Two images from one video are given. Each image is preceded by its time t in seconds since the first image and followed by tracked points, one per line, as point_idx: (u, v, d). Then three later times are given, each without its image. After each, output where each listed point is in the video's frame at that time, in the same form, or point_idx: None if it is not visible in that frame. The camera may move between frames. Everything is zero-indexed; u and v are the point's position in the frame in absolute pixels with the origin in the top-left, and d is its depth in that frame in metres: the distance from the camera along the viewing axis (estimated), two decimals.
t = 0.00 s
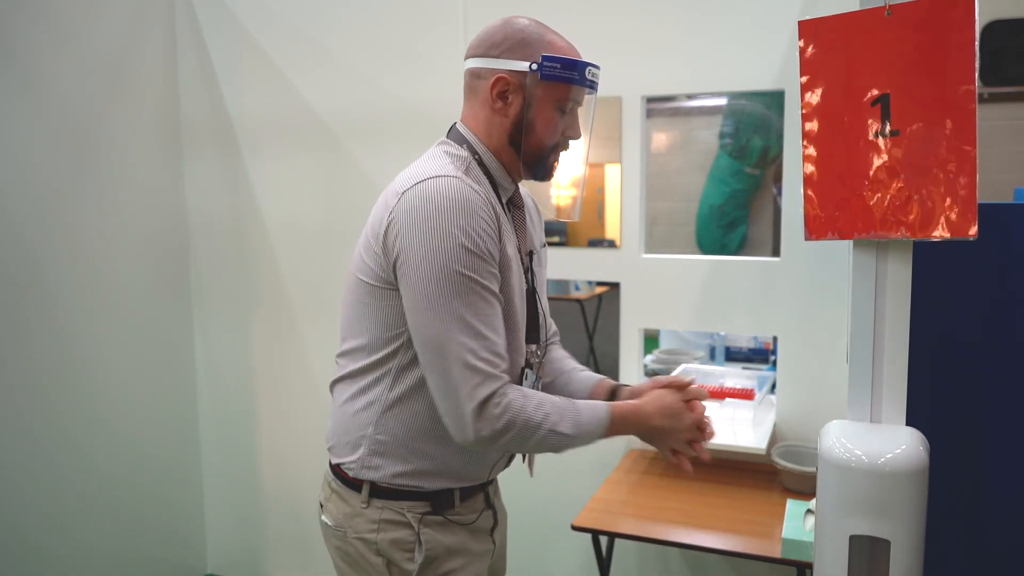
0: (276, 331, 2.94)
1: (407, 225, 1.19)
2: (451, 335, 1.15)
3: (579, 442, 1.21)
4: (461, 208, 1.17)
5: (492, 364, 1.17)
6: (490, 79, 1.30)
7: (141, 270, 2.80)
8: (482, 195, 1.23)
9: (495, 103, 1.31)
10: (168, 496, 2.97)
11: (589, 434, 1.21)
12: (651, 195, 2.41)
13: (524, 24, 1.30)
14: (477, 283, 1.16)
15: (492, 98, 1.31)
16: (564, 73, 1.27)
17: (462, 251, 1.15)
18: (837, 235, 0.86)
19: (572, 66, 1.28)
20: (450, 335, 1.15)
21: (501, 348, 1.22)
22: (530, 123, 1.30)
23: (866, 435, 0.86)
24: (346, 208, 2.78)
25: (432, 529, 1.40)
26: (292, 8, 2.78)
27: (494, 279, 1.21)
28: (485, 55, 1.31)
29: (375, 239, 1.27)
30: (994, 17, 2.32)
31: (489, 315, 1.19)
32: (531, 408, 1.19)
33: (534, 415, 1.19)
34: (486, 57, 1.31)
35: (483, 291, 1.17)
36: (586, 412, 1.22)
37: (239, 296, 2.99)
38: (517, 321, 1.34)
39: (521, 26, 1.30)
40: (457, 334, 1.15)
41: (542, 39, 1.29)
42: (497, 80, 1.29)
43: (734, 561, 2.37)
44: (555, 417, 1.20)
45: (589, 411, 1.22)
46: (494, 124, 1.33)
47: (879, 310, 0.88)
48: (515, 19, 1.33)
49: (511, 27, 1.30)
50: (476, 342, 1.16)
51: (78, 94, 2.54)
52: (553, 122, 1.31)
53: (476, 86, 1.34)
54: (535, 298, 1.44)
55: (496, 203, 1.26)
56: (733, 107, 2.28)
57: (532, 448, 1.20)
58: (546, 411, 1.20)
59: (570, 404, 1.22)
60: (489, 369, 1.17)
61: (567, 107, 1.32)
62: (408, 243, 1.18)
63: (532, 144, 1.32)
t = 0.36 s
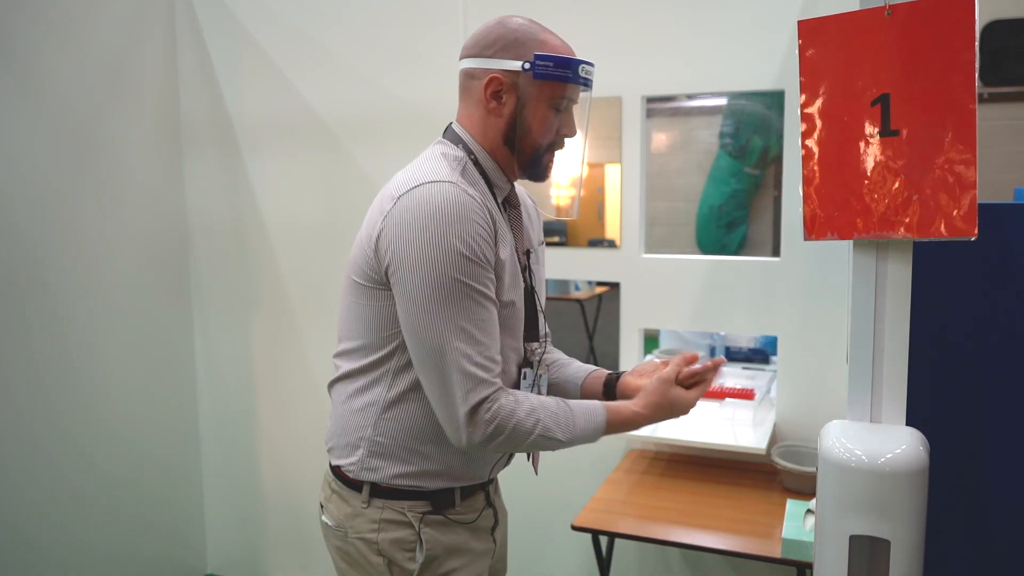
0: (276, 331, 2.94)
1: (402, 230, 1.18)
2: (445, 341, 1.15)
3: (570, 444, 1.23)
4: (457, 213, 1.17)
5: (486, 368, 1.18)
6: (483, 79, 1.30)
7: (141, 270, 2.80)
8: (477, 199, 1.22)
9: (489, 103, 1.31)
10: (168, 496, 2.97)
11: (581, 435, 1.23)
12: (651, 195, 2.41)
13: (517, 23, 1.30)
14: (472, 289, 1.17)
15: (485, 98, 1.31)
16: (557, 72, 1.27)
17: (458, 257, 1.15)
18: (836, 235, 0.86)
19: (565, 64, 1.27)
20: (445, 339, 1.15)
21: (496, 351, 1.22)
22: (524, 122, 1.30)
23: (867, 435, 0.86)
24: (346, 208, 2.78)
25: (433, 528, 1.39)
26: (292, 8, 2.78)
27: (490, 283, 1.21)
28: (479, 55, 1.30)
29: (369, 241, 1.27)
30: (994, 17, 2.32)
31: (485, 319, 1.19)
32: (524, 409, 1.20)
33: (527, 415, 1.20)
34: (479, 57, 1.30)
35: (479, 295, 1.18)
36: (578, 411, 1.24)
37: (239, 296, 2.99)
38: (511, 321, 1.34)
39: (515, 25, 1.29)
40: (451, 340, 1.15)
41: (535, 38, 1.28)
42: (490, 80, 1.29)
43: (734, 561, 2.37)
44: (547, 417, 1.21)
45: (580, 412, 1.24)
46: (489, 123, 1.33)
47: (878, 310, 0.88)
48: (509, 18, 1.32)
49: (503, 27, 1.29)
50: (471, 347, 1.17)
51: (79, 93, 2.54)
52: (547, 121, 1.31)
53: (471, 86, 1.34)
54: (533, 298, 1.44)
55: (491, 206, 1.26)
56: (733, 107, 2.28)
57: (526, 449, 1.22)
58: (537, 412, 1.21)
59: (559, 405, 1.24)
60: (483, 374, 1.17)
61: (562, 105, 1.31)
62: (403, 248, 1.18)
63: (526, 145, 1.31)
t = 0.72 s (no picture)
0: (276, 331, 2.94)
1: (385, 229, 1.18)
2: (430, 338, 1.16)
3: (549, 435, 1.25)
4: (439, 213, 1.17)
5: (471, 366, 1.19)
6: (464, 81, 1.30)
7: (141, 271, 2.80)
8: (462, 200, 1.23)
9: (472, 105, 1.31)
10: (168, 496, 2.97)
11: (561, 428, 1.25)
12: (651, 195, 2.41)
13: (493, 25, 1.30)
14: (456, 286, 1.17)
15: (467, 100, 1.31)
16: (537, 69, 1.27)
17: (440, 255, 1.16)
18: (836, 235, 0.86)
19: (543, 61, 1.27)
20: (429, 338, 1.16)
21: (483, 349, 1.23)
22: (508, 121, 1.31)
23: (867, 435, 0.86)
24: (346, 208, 2.78)
25: (427, 526, 1.39)
26: (292, 8, 2.78)
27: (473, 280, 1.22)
28: (458, 58, 1.30)
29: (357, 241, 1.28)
30: (994, 17, 2.32)
31: (470, 318, 1.19)
32: (506, 404, 1.21)
33: (510, 412, 1.21)
34: (457, 61, 1.30)
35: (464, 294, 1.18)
36: (560, 405, 1.25)
37: (240, 296, 2.99)
38: (501, 319, 1.35)
39: (491, 27, 1.30)
40: (436, 339, 1.16)
41: (512, 38, 1.29)
42: (471, 82, 1.29)
43: (734, 562, 2.37)
44: (528, 413, 1.22)
45: (559, 405, 1.25)
46: (472, 124, 1.33)
47: (878, 311, 0.89)
48: (485, 20, 1.32)
49: (480, 30, 1.30)
50: (456, 345, 1.17)
51: (79, 94, 2.55)
52: (530, 118, 1.31)
53: (452, 90, 1.33)
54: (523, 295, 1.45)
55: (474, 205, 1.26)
56: (733, 107, 2.27)
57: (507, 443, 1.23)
58: (520, 407, 1.22)
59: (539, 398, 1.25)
60: (467, 371, 1.18)
61: (544, 101, 1.31)
62: (387, 247, 1.18)
63: (512, 143, 1.31)
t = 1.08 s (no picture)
0: (276, 331, 2.94)
1: (342, 224, 1.32)
2: (377, 320, 1.27)
3: (497, 412, 1.32)
4: (386, 208, 1.29)
5: (417, 344, 1.28)
6: (433, 95, 1.40)
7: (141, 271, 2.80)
8: (412, 196, 1.34)
9: (439, 117, 1.41)
10: (168, 496, 2.97)
11: (507, 404, 1.31)
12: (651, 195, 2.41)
13: (460, 43, 1.39)
14: (402, 272, 1.28)
15: (436, 111, 1.41)
16: (496, 84, 1.35)
17: (385, 244, 1.27)
18: (836, 235, 0.86)
19: (503, 75, 1.35)
20: (375, 319, 1.27)
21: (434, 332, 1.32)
22: (471, 131, 1.39)
23: (867, 435, 0.86)
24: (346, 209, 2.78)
25: (400, 499, 1.45)
26: (292, 8, 2.78)
27: (425, 268, 1.32)
28: (428, 74, 1.40)
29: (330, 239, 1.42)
30: (993, 17, 2.32)
31: (418, 301, 1.30)
32: (452, 380, 1.29)
33: (455, 387, 1.29)
34: (427, 77, 1.40)
35: (410, 279, 1.28)
36: (506, 383, 1.32)
37: (239, 296, 2.99)
38: (465, 307, 1.43)
39: (458, 45, 1.39)
40: (380, 320, 1.27)
41: (476, 55, 1.37)
42: (438, 96, 1.39)
43: (734, 561, 2.37)
44: (473, 389, 1.30)
45: (508, 383, 1.32)
46: (441, 134, 1.43)
47: (878, 311, 0.89)
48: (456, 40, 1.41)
49: (451, 48, 1.39)
50: (402, 325, 1.28)
51: (79, 94, 2.54)
52: (493, 129, 1.39)
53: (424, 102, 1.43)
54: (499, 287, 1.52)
55: (428, 202, 1.36)
56: (733, 107, 2.27)
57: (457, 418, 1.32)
58: (465, 383, 1.30)
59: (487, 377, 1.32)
60: (411, 349, 1.28)
61: (507, 113, 1.39)
62: (343, 241, 1.31)
63: (476, 151, 1.40)
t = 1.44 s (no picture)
0: (276, 331, 2.95)
1: (305, 207, 1.38)
2: (330, 294, 1.30)
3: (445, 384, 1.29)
4: (344, 187, 1.35)
5: (368, 313, 1.29)
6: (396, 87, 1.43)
7: (141, 271, 2.80)
8: (370, 179, 1.38)
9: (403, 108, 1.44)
10: (168, 496, 2.97)
11: (455, 375, 1.29)
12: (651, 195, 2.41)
13: (422, 37, 1.40)
14: (354, 247, 1.31)
15: (399, 101, 1.44)
16: (446, 73, 1.34)
17: (337, 221, 1.31)
18: (836, 236, 0.86)
19: (453, 64, 1.34)
20: (328, 288, 1.30)
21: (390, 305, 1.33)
22: (426, 119, 1.40)
23: (866, 435, 0.86)
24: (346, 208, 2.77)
25: (377, 484, 1.48)
26: (292, 8, 2.78)
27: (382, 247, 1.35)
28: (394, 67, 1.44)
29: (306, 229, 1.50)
30: (993, 17, 2.32)
31: (373, 273, 1.32)
32: (399, 350, 1.28)
33: (402, 357, 1.28)
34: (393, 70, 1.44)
35: (365, 252, 1.31)
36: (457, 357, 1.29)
37: (239, 296, 2.99)
38: (431, 287, 1.47)
39: (421, 38, 1.40)
40: (331, 293, 1.30)
41: (433, 47, 1.37)
42: (399, 88, 1.42)
43: (733, 561, 2.37)
44: (421, 358, 1.29)
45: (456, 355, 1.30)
46: (406, 124, 1.46)
47: (878, 311, 0.89)
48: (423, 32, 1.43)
49: (414, 41, 1.40)
50: (353, 294, 1.29)
51: (79, 93, 2.54)
52: (447, 117, 1.39)
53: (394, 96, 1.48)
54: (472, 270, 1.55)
55: (389, 186, 1.42)
56: (733, 107, 2.27)
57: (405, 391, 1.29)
58: (413, 352, 1.29)
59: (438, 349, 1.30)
60: (361, 317, 1.28)
61: (461, 102, 1.38)
62: (305, 223, 1.37)
63: (432, 139, 1.41)
